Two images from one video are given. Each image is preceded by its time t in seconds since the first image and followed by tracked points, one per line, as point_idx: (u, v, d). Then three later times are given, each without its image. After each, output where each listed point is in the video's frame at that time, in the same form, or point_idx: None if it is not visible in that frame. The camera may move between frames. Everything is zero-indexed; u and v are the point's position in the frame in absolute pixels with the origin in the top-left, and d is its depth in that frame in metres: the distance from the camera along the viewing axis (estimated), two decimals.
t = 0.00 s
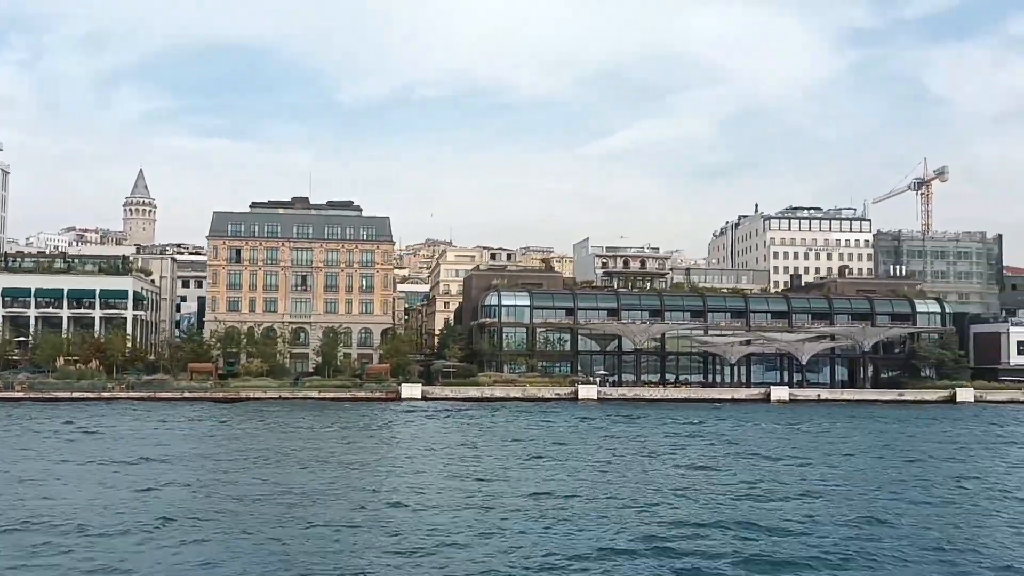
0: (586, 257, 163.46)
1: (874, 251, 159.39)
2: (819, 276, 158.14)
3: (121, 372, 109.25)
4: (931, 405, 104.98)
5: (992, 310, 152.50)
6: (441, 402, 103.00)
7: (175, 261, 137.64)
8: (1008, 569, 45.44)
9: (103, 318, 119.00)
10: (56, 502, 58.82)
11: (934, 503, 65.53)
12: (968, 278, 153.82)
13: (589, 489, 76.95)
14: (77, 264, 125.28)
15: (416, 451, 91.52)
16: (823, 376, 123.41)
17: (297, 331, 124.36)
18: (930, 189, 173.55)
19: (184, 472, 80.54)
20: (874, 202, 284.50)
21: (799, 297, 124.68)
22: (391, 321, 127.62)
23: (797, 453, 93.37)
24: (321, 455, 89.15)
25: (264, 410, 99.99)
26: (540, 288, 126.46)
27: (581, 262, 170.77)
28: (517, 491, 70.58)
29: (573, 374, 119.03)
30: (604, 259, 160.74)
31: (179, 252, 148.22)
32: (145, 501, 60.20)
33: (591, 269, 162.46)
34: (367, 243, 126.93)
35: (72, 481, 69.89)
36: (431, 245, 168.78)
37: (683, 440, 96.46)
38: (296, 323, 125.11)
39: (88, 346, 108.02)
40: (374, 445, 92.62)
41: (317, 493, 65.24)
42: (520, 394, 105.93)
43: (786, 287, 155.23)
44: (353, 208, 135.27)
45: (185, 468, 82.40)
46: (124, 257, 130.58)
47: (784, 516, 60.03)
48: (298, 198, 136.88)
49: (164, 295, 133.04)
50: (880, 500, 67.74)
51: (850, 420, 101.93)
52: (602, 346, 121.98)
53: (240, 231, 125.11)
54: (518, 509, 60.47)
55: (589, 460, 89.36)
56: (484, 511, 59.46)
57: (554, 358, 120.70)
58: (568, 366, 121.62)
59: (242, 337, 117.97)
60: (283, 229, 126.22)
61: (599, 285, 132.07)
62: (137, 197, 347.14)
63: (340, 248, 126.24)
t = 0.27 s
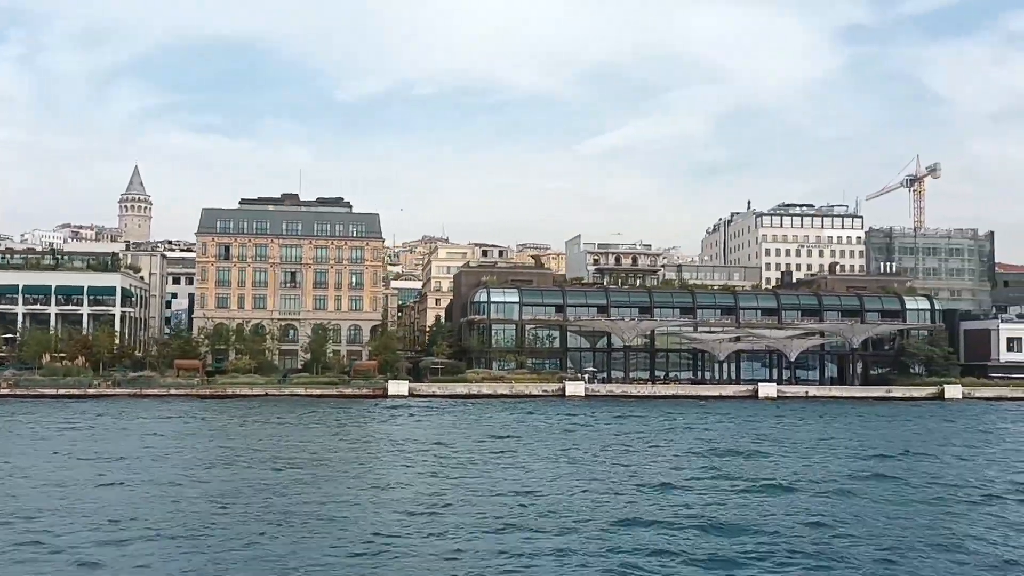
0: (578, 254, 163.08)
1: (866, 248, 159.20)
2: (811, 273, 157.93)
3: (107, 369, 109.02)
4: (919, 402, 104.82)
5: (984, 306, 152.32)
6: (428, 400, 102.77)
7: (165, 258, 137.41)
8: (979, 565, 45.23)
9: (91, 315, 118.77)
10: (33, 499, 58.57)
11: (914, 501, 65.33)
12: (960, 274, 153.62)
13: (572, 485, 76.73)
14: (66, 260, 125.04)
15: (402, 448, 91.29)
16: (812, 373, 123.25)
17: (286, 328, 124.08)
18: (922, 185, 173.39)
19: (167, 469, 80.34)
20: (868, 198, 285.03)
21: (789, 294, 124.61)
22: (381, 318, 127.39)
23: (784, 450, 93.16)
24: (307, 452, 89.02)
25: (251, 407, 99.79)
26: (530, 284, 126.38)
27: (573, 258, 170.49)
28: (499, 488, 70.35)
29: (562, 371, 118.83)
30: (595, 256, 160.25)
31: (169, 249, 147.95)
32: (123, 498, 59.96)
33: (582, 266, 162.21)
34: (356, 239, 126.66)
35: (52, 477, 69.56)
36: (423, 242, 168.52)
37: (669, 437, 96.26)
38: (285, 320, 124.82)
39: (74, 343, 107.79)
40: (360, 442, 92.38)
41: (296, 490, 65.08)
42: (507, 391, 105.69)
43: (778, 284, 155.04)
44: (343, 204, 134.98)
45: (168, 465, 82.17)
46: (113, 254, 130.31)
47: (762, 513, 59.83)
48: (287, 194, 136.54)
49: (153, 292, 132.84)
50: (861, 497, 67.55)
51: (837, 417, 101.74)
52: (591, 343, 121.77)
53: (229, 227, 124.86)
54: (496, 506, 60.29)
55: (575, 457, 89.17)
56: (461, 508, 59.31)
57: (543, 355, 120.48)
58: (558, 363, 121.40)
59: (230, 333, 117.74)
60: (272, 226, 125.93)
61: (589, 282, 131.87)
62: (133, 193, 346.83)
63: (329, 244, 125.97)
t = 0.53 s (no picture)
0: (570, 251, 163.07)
1: (857, 245, 159.13)
2: (802, 270, 157.88)
3: (94, 365, 108.94)
4: (906, 399, 104.76)
5: (975, 303, 152.25)
6: (414, 396, 102.72)
7: (154, 254, 137.32)
8: (952, 559, 45.12)
9: (79, 311, 118.67)
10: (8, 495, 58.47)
11: (894, 496, 65.25)
12: (951, 271, 153.53)
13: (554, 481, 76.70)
14: (54, 257, 124.92)
15: (386, 444, 91.24)
16: (801, 370, 123.24)
17: (275, 324, 123.96)
18: (914, 182, 173.24)
19: (149, 466, 80.22)
20: (861, 196, 284.92)
21: (778, 291, 124.65)
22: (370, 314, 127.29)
23: (769, 446, 93.14)
24: (291, 449, 88.97)
25: (236, 403, 99.71)
26: (519, 281, 126.33)
27: (565, 255, 170.43)
28: (478, 484, 70.30)
29: (550, 368, 118.80)
30: (587, 253, 160.14)
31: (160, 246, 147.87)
32: (98, 494, 59.88)
33: (574, 263, 162.16)
34: (345, 236, 126.55)
35: (31, 473, 69.40)
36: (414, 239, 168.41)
37: (655, 433, 96.19)
38: (274, 317, 124.74)
39: (61, 339, 107.66)
40: (344, 439, 92.32)
41: (275, 486, 65.01)
42: (494, 388, 105.63)
43: (769, 280, 154.98)
44: (333, 200, 134.86)
45: (150, 461, 82.03)
46: (102, 250, 130.21)
47: (740, 508, 59.74)
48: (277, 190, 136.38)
49: (142, 289, 132.76)
50: (841, 493, 67.46)
51: (824, 413, 101.68)
52: (580, 340, 121.75)
53: (218, 224, 124.74)
54: (474, 501, 60.20)
55: (559, 454, 89.14)
56: (438, 503, 59.26)
57: (532, 352, 120.42)
58: (546, 360, 121.35)
59: (218, 330, 117.65)
60: (260, 222, 125.79)
61: (579, 279, 131.82)
62: (129, 190, 346.61)
63: (318, 241, 125.86)
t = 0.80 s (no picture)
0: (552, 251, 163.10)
1: (838, 246, 159.59)
2: (783, 271, 158.26)
3: (71, 365, 108.41)
4: (883, 400, 105.07)
5: (955, 305, 152.87)
6: (392, 396, 102.57)
7: (133, 254, 136.74)
8: (915, 560, 45.22)
9: (57, 311, 118.06)
10: None
11: (864, 496, 65.51)
12: (931, 272, 154.10)
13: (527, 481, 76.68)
14: (31, 257, 124.23)
15: (361, 445, 91.05)
16: (780, 371, 123.63)
17: (254, 325, 123.57)
18: (895, 184, 173.81)
19: (121, 466, 79.84)
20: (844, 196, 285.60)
21: (757, 292, 125.02)
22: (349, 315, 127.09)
23: (745, 447, 93.34)
24: (266, 449, 88.73)
25: (212, 404, 99.39)
26: (499, 282, 126.27)
27: (547, 256, 170.47)
28: (450, 484, 70.24)
29: (530, 369, 118.76)
30: (569, 253, 160.15)
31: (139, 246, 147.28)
32: (65, 494, 59.55)
33: (556, 264, 162.15)
34: (325, 236, 126.31)
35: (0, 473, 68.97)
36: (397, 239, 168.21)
37: (632, 434, 96.24)
38: (253, 317, 124.40)
39: (37, 339, 107.07)
40: (320, 439, 92.14)
41: (244, 486, 64.73)
42: (472, 388, 105.55)
43: (750, 281, 155.27)
44: (313, 201, 134.56)
45: (122, 462, 81.64)
46: (80, 250, 129.56)
47: (711, 509, 59.73)
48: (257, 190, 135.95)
49: (121, 289, 132.19)
50: (813, 492, 67.63)
51: (801, 414, 101.91)
52: (560, 340, 121.78)
53: (197, 224, 124.34)
54: (444, 501, 60.14)
55: (534, 455, 89.13)
56: (408, 503, 59.15)
57: (512, 352, 120.37)
58: (526, 361, 121.32)
59: (197, 330, 117.21)
60: (240, 222, 125.43)
61: (559, 280, 131.84)
62: (114, 189, 345.24)
63: (298, 241, 125.59)
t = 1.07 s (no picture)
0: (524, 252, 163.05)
1: (808, 249, 160.48)
2: (753, 273, 159.01)
3: (32, 365, 107.30)
4: (847, 401, 105.78)
5: (922, 307, 154.14)
6: (357, 397, 102.17)
7: (99, 252, 135.55)
8: (866, 558, 45.46)
9: (19, 311, 116.83)
10: None
11: (821, 495, 65.83)
12: (899, 275, 155.28)
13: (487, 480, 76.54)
14: None
15: (324, 445, 90.60)
16: (747, 372, 124.11)
17: (220, 325, 122.82)
18: (864, 187, 175.04)
19: (79, 466, 79.02)
20: (816, 199, 287.17)
21: (725, 293, 125.37)
22: (317, 315, 126.51)
23: (709, 447, 93.63)
24: (227, 449, 88.07)
25: (175, 404, 98.63)
26: (468, 282, 126.09)
27: (519, 257, 170.45)
28: (409, 483, 69.98)
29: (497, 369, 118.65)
30: (540, 254, 160.20)
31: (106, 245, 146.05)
32: (16, 494, 58.83)
33: (527, 265, 162.14)
34: (293, 236, 125.65)
35: None
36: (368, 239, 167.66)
37: (597, 434, 96.38)
38: (220, 317, 123.60)
39: None
40: (283, 439, 91.60)
41: (202, 486, 64.30)
42: (438, 389, 105.31)
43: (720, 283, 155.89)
44: (282, 200, 133.85)
45: (81, 462, 80.80)
46: (45, 249, 128.28)
47: (669, 507, 59.88)
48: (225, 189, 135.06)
49: (86, 288, 131.01)
50: (773, 491, 67.95)
51: (766, 415, 102.42)
52: (528, 341, 121.73)
53: (163, 222, 123.41)
54: (402, 500, 59.99)
55: (498, 455, 88.99)
56: (365, 502, 58.91)
57: (479, 353, 120.20)
58: (494, 361, 121.19)
59: (162, 330, 116.33)
60: (207, 221, 124.59)
61: (529, 281, 131.85)
62: (86, 188, 342.26)
63: (265, 240, 124.89)
